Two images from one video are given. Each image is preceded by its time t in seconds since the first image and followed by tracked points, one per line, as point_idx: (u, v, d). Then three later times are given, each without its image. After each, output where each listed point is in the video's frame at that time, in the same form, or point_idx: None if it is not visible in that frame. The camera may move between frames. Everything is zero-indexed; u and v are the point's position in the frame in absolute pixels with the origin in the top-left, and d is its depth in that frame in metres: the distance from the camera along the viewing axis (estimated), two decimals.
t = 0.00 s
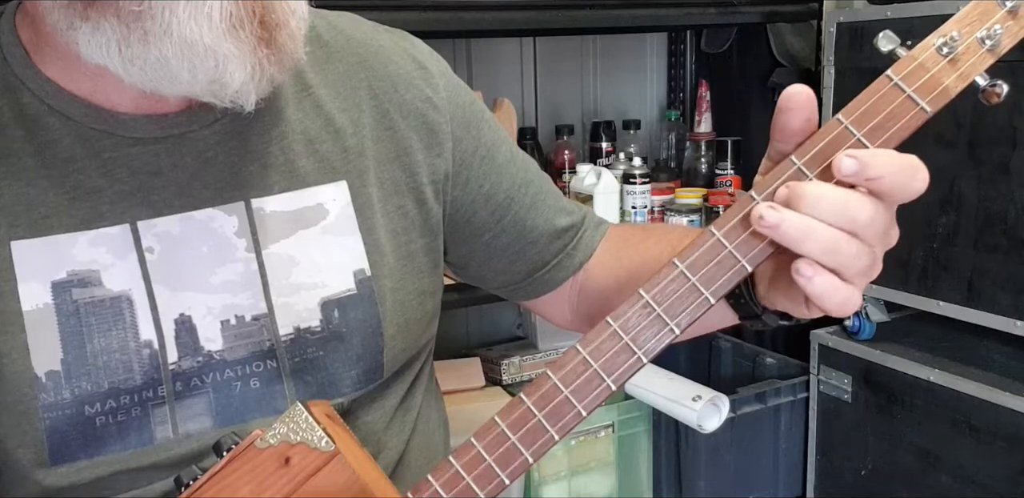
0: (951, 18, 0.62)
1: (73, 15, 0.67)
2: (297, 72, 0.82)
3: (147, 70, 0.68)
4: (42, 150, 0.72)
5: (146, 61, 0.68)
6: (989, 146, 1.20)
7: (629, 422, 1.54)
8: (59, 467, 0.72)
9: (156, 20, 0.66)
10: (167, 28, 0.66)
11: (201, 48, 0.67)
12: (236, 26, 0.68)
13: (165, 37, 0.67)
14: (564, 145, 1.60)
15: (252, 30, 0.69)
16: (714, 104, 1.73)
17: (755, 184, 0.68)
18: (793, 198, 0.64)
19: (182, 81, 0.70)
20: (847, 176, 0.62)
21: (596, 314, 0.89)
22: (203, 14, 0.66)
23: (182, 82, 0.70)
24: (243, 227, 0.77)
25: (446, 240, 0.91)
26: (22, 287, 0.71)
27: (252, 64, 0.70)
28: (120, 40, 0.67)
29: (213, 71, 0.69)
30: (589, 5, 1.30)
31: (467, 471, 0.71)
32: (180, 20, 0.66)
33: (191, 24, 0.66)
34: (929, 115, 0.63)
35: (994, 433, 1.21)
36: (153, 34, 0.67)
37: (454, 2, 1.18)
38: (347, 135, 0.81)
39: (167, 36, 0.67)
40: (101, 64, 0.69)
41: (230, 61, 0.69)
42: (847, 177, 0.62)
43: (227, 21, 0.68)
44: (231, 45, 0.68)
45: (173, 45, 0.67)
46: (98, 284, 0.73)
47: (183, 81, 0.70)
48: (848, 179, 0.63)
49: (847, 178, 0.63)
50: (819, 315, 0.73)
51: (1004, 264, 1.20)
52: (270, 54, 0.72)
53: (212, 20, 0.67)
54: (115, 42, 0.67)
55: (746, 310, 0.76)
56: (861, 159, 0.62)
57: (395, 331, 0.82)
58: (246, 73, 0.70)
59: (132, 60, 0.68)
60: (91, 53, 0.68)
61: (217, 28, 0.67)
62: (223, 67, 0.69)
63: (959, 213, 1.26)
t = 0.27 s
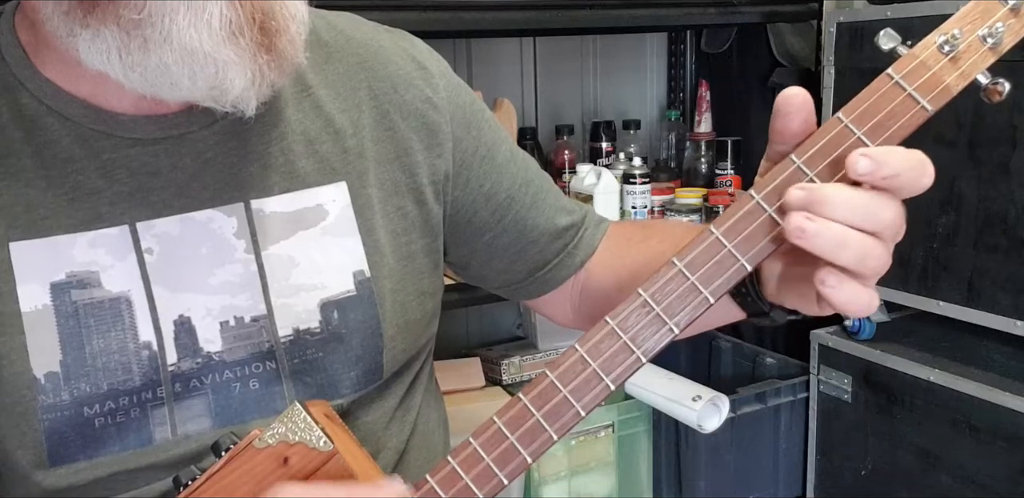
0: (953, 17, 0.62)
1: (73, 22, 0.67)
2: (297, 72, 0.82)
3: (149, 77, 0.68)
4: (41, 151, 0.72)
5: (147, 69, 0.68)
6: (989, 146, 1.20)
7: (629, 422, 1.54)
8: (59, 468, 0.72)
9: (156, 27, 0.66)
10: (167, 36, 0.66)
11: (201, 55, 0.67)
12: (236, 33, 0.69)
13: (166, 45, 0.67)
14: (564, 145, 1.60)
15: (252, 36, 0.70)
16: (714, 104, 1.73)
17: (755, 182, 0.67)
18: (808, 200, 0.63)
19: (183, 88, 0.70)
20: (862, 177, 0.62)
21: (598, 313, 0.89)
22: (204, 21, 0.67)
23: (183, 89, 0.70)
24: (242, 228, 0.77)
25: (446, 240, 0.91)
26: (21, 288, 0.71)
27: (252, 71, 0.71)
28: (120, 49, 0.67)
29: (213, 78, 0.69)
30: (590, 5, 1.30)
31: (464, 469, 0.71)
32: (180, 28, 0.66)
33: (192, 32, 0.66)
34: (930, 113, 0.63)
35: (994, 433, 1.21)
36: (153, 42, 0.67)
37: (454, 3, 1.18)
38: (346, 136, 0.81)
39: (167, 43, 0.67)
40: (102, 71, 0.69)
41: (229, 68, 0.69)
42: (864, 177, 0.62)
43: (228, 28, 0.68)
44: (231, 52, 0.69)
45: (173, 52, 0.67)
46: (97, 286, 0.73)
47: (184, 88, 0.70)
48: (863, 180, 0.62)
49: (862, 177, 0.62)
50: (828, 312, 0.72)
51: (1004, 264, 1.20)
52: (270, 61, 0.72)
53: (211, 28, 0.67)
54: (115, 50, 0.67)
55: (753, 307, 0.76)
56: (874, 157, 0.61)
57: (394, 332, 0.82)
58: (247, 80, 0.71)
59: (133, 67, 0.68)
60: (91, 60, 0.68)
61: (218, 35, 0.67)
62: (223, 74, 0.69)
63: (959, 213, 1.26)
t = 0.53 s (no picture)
0: (956, 21, 0.62)
1: (70, 31, 0.67)
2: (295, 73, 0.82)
3: (146, 84, 0.69)
4: (39, 154, 0.72)
5: (144, 76, 0.68)
6: (989, 146, 1.20)
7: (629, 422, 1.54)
8: (59, 470, 0.73)
9: (151, 36, 0.66)
10: (164, 43, 0.66)
11: (198, 62, 0.67)
12: (231, 39, 0.68)
13: (162, 53, 0.67)
14: (564, 145, 1.60)
15: (248, 41, 0.70)
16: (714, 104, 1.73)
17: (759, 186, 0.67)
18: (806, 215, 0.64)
19: (182, 94, 0.70)
20: (867, 193, 0.64)
21: (603, 309, 0.89)
22: (199, 29, 0.67)
23: (181, 94, 0.70)
24: (241, 229, 0.77)
25: (446, 240, 0.91)
26: (20, 291, 0.71)
27: (249, 75, 0.71)
28: (116, 56, 0.67)
29: (211, 83, 0.69)
30: (590, 5, 1.30)
31: (468, 473, 0.71)
32: (176, 36, 0.66)
33: (187, 38, 0.66)
34: (934, 118, 0.63)
35: (994, 433, 1.21)
36: (150, 50, 0.67)
37: (454, 3, 1.18)
38: (345, 136, 0.81)
39: (163, 51, 0.67)
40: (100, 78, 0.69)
41: (226, 73, 0.69)
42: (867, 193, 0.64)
43: (223, 35, 0.68)
44: (228, 58, 0.69)
45: (170, 60, 0.67)
46: (96, 288, 0.73)
47: (182, 94, 0.70)
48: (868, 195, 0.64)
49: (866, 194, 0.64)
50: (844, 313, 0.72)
51: (1004, 264, 1.20)
52: (268, 64, 0.72)
53: (209, 36, 0.67)
54: (111, 58, 0.67)
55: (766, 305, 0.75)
56: (877, 175, 0.63)
57: (394, 332, 0.82)
58: (245, 85, 0.71)
59: (130, 75, 0.68)
60: (89, 68, 0.68)
61: (213, 43, 0.67)
62: (221, 80, 0.69)
63: (958, 213, 1.26)
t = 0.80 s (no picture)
0: (956, 17, 0.62)
1: (68, 31, 0.67)
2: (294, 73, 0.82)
3: (144, 85, 0.69)
4: (37, 155, 0.72)
5: (142, 77, 0.68)
6: (989, 146, 1.19)
7: (629, 422, 1.54)
8: (58, 472, 0.73)
9: (150, 37, 0.67)
10: (162, 43, 0.66)
11: (196, 63, 0.67)
12: (230, 40, 0.68)
13: (160, 54, 0.67)
14: (564, 145, 1.60)
15: (247, 44, 0.70)
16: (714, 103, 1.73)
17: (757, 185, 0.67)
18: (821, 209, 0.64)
19: (180, 95, 0.70)
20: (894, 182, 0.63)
21: (602, 308, 0.89)
22: (196, 29, 0.66)
23: (178, 95, 0.70)
24: (239, 230, 0.77)
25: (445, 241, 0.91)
26: (18, 293, 0.71)
27: (247, 76, 0.71)
28: (114, 57, 0.67)
29: (209, 84, 0.69)
30: (590, 5, 1.30)
31: (464, 472, 0.71)
32: (173, 37, 0.66)
33: (185, 39, 0.66)
34: (934, 115, 0.63)
35: (994, 434, 1.21)
36: (148, 51, 0.67)
37: (454, 3, 1.18)
38: (344, 137, 0.81)
39: (162, 52, 0.67)
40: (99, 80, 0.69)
41: (224, 74, 0.69)
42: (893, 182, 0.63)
43: (222, 37, 0.68)
44: (226, 60, 0.69)
45: (168, 61, 0.67)
46: (94, 290, 0.73)
47: (181, 95, 0.70)
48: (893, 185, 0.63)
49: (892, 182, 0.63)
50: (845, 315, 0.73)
51: (1004, 264, 1.20)
52: (268, 65, 0.72)
53: (207, 36, 0.67)
54: (109, 59, 0.67)
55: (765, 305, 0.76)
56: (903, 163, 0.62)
57: (393, 333, 0.82)
58: (243, 86, 0.71)
59: (128, 75, 0.68)
60: (88, 69, 0.68)
61: (212, 43, 0.67)
62: (218, 81, 0.69)
63: (959, 213, 1.26)
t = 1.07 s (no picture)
0: (956, 20, 0.62)
1: (67, 34, 0.67)
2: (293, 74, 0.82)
3: (144, 86, 0.69)
4: (36, 157, 0.72)
5: (142, 79, 0.68)
6: (989, 146, 1.19)
7: (629, 422, 1.54)
8: (58, 473, 0.73)
9: (150, 40, 0.67)
10: (163, 46, 0.67)
11: (197, 66, 0.68)
12: (230, 42, 0.68)
13: (160, 56, 0.67)
14: (564, 145, 1.60)
15: (247, 46, 0.70)
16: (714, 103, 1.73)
17: (757, 186, 0.67)
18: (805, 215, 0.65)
19: (180, 97, 0.71)
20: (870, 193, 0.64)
21: (599, 312, 0.89)
22: (197, 32, 0.67)
23: (179, 97, 0.70)
24: (239, 232, 0.77)
25: (445, 242, 0.91)
26: (18, 295, 0.71)
27: (248, 78, 0.71)
28: (114, 60, 0.67)
29: (210, 86, 0.70)
30: (591, 5, 1.30)
31: (466, 472, 0.71)
32: (174, 39, 0.66)
33: (185, 41, 0.66)
34: (933, 117, 0.63)
35: (994, 433, 1.21)
36: (148, 54, 0.67)
37: (454, 3, 1.18)
38: (344, 138, 0.81)
39: (162, 54, 0.67)
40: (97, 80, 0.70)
41: (225, 76, 0.69)
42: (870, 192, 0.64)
43: (223, 40, 0.68)
44: (226, 62, 0.69)
45: (169, 64, 0.67)
46: (94, 292, 0.74)
47: (181, 96, 0.70)
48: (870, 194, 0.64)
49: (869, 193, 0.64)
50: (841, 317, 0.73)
51: (1004, 264, 1.20)
52: (269, 66, 0.72)
53: (207, 39, 0.67)
54: (110, 61, 0.67)
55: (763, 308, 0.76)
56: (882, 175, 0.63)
57: (392, 334, 0.82)
58: (244, 87, 0.71)
59: (129, 77, 0.68)
60: (88, 72, 0.68)
61: (212, 45, 0.67)
62: (219, 83, 0.70)
63: (958, 213, 1.26)
